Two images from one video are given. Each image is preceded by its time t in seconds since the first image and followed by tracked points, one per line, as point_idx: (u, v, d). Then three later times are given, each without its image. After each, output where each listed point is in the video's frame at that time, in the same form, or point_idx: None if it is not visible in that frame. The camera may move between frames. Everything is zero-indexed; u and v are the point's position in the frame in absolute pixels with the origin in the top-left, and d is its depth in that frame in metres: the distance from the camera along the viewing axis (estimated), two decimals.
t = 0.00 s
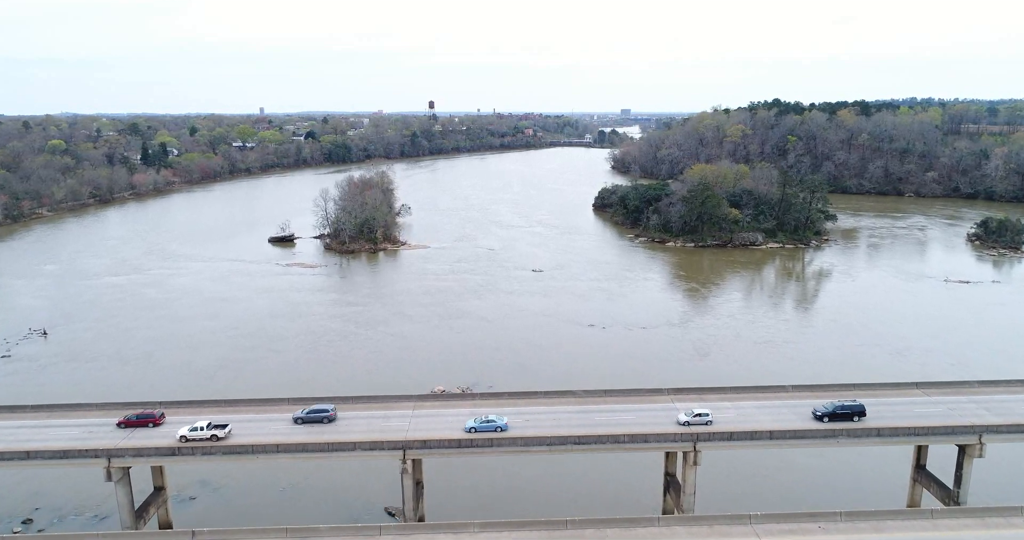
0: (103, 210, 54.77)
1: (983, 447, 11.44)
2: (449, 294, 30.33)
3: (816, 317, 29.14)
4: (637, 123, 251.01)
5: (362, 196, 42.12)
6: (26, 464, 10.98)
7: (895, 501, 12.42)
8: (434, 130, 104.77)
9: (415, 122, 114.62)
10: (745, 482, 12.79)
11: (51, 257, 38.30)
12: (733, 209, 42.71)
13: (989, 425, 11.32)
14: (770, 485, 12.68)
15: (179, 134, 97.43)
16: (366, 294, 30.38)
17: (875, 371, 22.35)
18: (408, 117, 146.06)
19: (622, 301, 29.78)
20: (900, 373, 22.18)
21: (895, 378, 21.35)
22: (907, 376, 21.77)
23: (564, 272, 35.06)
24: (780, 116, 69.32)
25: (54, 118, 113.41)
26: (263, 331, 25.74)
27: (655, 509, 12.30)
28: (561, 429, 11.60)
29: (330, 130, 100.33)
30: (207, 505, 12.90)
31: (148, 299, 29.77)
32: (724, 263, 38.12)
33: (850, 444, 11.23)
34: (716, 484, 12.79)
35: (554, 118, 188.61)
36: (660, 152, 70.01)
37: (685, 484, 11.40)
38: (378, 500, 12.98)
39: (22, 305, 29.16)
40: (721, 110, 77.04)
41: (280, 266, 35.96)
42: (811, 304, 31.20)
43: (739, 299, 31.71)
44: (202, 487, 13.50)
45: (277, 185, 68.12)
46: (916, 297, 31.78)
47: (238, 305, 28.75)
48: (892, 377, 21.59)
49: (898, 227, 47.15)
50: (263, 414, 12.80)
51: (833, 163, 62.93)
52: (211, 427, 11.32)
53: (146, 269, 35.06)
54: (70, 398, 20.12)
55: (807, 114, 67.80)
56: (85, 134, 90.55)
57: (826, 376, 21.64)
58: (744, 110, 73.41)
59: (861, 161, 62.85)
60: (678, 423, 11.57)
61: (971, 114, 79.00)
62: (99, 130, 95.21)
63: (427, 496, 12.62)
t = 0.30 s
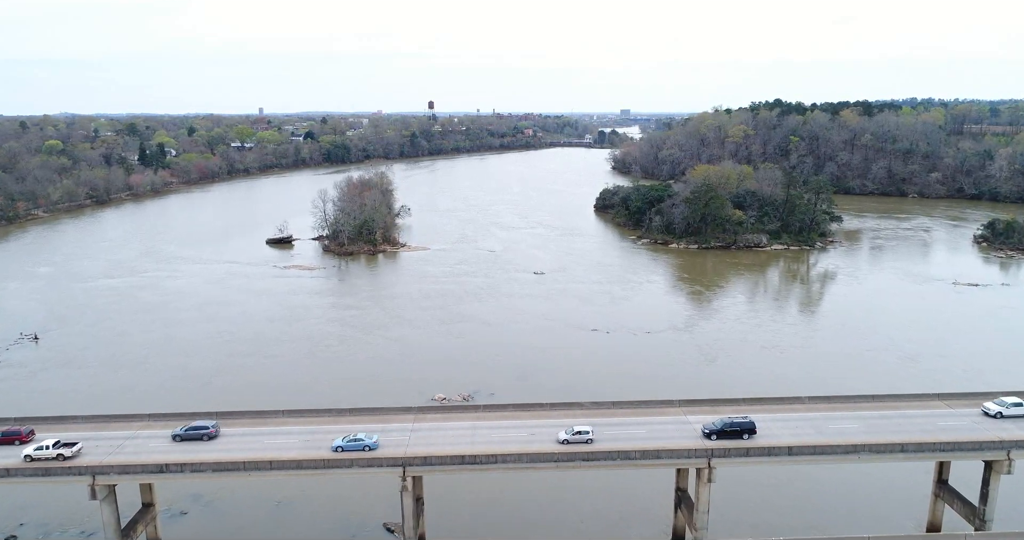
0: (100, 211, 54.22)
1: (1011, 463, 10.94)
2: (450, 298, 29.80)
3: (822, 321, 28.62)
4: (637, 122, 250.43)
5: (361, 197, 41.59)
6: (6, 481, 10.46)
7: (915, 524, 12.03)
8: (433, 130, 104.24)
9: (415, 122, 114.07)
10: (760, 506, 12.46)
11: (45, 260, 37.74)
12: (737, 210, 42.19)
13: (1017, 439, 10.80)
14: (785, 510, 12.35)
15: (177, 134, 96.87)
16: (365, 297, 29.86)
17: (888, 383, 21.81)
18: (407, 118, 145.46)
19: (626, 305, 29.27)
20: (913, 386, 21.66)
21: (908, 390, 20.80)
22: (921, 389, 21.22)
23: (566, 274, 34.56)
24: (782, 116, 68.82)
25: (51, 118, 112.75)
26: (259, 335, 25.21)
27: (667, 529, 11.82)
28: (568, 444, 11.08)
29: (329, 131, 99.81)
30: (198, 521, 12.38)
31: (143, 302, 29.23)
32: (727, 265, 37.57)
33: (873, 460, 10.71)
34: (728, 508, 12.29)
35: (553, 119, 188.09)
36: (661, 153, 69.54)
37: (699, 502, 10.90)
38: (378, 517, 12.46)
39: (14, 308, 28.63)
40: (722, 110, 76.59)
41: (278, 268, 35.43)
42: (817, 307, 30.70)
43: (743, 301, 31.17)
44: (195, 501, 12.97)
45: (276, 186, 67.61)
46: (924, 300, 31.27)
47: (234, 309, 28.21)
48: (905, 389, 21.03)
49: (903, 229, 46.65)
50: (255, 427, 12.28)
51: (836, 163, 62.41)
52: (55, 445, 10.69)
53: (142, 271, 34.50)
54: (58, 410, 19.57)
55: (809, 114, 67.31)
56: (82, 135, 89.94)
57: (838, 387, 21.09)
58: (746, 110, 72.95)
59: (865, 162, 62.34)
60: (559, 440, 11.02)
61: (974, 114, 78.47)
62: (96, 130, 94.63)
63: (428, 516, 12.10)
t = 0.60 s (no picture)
0: (96, 212, 53.60)
1: None
2: (449, 301, 29.22)
3: (830, 325, 28.05)
4: (637, 122, 249.83)
5: (360, 198, 41.01)
6: None
7: None
8: (433, 130, 103.75)
9: (414, 122, 113.58)
10: (779, 527, 11.75)
11: (38, 262, 37.10)
12: (742, 211, 41.62)
13: None
14: (805, 531, 11.65)
15: (176, 134, 96.23)
16: (363, 301, 29.27)
17: (900, 392, 21.27)
18: (406, 118, 144.90)
19: (630, 308, 28.69)
20: (926, 395, 21.13)
21: (921, 402, 20.28)
22: (936, 400, 20.65)
23: (568, 277, 34.01)
24: (785, 117, 68.30)
25: (49, 118, 112.13)
26: (254, 340, 24.64)
27: None
28: (575, 463, 10.54)
29: (328, 131, 99.30)
30: None
31: (136, 306, 28.64)
32: (731, 267, 36.99)
33: (899, 479, 10.19)
34: (743, 529, 11.71)
35: (553, 119, 187.62)
36: (662, 154, 69.02)
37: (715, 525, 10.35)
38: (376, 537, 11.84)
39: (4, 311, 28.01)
40: (724, 110, 76.08)
41: (275, 270, 34.83)
42: (823, 310, 30.14)
43: (749, 305, 30.60)
44: (184, 518, 12.39)
45: (274, 187, 67.06)
46: (933, 304, 30.69)
47: (230, 314, 27.60)
48: (919, 401, 20.47)
49: (908, 230, 46.09)
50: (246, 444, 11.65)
51: (839, 164, 61.85)
52: None
53: (136, 274, 33.87)
54: (44, 421, 18.96)
55: (812, 114, 66.77)
56: (80, 135, 89.40)
57: (850, 398, 20.52)
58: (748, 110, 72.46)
59: (868, 162, 61.79)
60: (413, 463, 10.54)
61: (977, 114, 77.90)
62: (94, 130, 94.06)
63: None
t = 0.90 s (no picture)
0: (92, 213, 53.02)
1: None
2: (450, 305, 28.63)
3: (838, 328, 27.49)
4: (637, 121, 249.34)
5: (359, 199, 40.41)
6: None
7: None
8: (432, 130, 103.29)
9: (414, 123, 113.13)
10: None
11: (32, 264, 36.49)
12: (746, 213, 41.06)
13: None
14: None
15: (174, 134, 95.75)
16: (361, 305, 28.70)
17: (913, 402, 20.68)
18: (405, 118, 144.38)
19: (634, 313, 28.12)
20: (941, 405, 20.55)
21: (935, 412, 19.71)
22: (952, 412, 20.08)
23: (571, 280, 33.45)
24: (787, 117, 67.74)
25: (46, 118, 111.57)
26: (251, 346, 24.10)
27: None
28: (586, 485, 10.12)
29: (327, 131, 98.79)
30: None
31: (130, 310, 28.04)
32: (735, 269, 36.45)
33: (927, 501, 9.74)
34: None
35: (552, 120, 187.16)
36: (664, 154, 68.50)
37: None
38: None
39: None
40: (725, 111, 75.57)
41: (272, 273, 34.24)
42: (830, 313, 29.59)
43: (755, 308, 30.01)
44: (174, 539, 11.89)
45: (272, 187, 66.52)
46: (942, 307, 30.14)
47: (225, 318, 27.00)
48: (934, 413, 19.88)
49: (914, 232, 45.54)
50: (243, 471, 11.18)
51: (842, 165, 61.31)
52: None
53: (131, 277, 33.29)
54: (32, 432, 18.42)
55: (815, 114, 66.23)
56: (77, 134, 88.90)
57: (863, 409, 19.98)
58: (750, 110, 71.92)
59: (871, 163, 61.24)
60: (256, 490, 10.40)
61: (980, 115, 77.40)
62: (92, 130, 93.57)
63: None
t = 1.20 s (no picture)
0: (88, 215, 52.33)
1: None
2: (451, 309, 28.01)
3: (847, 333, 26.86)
4: (637, 121, 248.51)
5: (358, 201, 39.78)
6: None
7: None
8: (432, 131, 102.58)
9: (414, 123, 112.39)
10: None
11: (25, 267, 35.88)
12: (752, 215, 40.44)
13: None
14: None
15: (173, 134, 95.01)
16: (360, 309, 28.09)
17: (929, 410, 20.08)
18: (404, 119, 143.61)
19: (639, 317, 27.52)
20: (958, 413, 19.93)
21: (952, 422, 19.12)
22: (971, 420, 19.38)
23: (574, 283, 32.86)
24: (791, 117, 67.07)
25: (44, 119, 110.80)
26: (246, 351, 23.53)
27: None
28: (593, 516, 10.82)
29: (327, 132, 98.12)
30: None
31: (123, 314, 27.46)
32: (740, 272, 35.89)
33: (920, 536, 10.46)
34: None
35: (553, 121, 186.48)
36: (666, 155, 67.87)
37: None
38: None
39: None
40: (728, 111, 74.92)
41: (269, 276, 33.60)
42: (838, 317, 28.98)
43: (762, 312, 29.40)
44: None
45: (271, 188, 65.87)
46: (952, 311, 29.52)
47: (221, 322, 26.39)
48: (953, 424, 19.14)
49: (921, 234, 44.91)
50: (268, 492, 11.55)
51: (847, 165, 60.67)
52: None
53: (126, 280, 32.69)
54: (20, 440, 17.90)
55: (818, 115, 65.56)
56: (75, 134, 88.20)
57: (880, 419, 19.19)
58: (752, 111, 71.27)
59: (876, 163, 60.57)
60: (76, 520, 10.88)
61: (984, 116, 76.75)
62: (89, 130, 92.85)
63: None
